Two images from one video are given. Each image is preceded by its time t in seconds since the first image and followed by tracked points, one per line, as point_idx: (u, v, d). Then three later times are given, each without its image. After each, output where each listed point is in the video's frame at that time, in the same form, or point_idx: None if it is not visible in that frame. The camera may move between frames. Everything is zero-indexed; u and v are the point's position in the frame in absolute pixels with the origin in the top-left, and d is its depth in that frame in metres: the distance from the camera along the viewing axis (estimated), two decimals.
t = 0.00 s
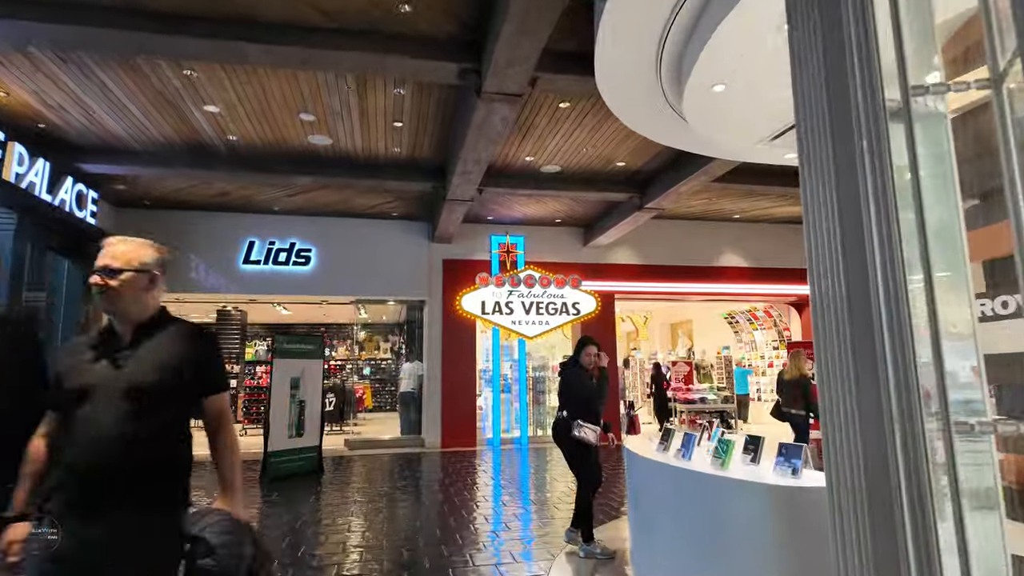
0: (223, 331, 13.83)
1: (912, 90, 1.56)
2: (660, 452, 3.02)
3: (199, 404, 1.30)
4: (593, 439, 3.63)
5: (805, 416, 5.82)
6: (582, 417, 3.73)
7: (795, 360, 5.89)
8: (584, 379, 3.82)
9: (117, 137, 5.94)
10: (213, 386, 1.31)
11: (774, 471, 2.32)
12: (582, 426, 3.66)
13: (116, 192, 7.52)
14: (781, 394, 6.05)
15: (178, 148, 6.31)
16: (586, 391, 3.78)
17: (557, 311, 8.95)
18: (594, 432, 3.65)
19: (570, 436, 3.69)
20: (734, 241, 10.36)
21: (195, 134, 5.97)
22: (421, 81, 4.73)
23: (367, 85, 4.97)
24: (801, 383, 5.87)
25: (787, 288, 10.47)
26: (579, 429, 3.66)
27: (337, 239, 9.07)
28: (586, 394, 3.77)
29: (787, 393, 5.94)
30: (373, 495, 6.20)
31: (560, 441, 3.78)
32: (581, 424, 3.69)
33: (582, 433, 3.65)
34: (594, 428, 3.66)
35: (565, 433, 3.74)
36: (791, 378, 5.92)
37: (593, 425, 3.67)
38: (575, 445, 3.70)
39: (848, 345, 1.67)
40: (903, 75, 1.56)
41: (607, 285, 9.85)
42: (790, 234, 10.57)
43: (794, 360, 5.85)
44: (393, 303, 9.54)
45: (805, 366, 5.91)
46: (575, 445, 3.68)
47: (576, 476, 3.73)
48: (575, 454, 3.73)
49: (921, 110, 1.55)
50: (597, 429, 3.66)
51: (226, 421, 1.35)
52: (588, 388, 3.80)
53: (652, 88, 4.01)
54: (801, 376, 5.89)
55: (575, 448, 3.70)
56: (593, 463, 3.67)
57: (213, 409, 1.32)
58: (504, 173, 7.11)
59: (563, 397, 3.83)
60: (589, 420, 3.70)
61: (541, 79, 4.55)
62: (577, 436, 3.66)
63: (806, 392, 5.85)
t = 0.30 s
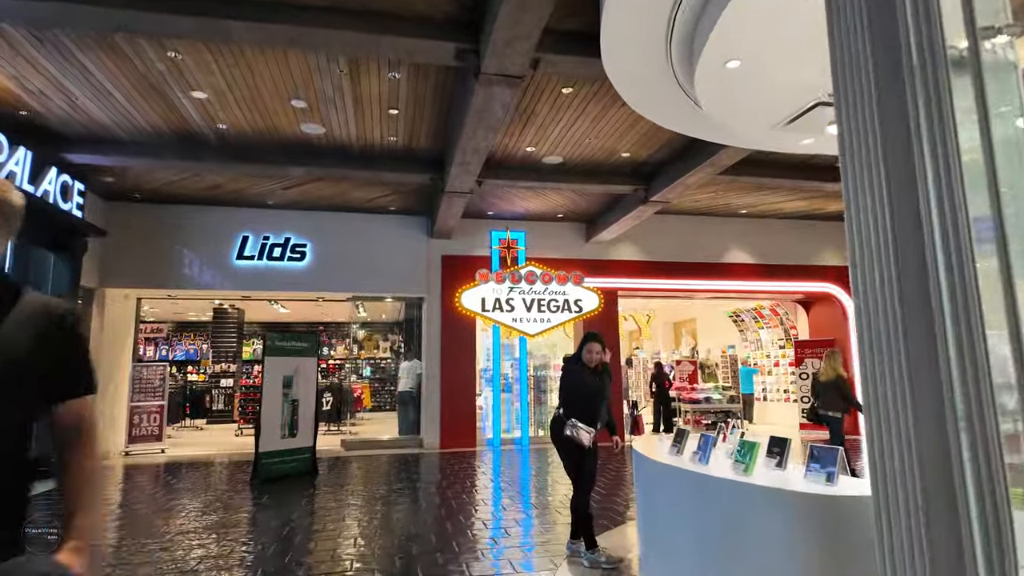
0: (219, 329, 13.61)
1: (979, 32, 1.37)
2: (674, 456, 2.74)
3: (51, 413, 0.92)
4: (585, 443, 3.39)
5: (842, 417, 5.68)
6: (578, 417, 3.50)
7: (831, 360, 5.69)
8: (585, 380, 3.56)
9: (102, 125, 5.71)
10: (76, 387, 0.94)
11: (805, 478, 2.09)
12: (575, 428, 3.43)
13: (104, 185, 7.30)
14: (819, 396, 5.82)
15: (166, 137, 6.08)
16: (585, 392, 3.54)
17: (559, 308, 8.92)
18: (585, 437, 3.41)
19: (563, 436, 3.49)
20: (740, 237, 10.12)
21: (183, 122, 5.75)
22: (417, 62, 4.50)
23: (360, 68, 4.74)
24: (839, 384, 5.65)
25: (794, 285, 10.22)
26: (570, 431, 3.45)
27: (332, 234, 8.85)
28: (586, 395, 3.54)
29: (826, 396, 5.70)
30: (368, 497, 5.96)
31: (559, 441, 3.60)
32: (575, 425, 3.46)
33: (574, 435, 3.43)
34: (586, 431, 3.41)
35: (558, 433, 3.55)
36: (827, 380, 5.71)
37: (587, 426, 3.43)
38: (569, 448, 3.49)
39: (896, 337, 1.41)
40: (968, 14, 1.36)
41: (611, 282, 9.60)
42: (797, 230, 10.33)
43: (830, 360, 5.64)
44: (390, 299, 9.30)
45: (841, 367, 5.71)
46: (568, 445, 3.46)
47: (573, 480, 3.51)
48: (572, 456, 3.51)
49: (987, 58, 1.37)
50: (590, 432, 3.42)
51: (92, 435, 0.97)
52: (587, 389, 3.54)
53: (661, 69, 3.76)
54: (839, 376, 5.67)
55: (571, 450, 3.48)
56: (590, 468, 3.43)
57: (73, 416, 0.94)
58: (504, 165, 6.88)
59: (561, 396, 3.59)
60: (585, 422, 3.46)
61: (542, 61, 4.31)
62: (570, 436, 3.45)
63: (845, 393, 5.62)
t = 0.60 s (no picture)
0: (217, 327, 13.43)
1: None
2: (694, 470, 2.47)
3: None
4: (583, 450, 3.13)
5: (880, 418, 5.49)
6: (578, 422, 3.23)
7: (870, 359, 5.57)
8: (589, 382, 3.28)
9: (86, 113, 5.48)
10: None
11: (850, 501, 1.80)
12: (573, 434, 3.17)
13: (93, 179, 7.06)
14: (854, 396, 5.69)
15: (154, 128, 5.84)
16: (587, 395, 3.27)
17: (562, 308, 8.72)
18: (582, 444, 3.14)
19: (560, 442, 3.23)
20: (749, 234, 9.84)
21: (171, 112, 5.51)
22: (412, 44, 4.25)
23: (353, 53, 4.50)
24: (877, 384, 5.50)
25: (804, 284, 9.96)
26: (566, 436, 3.19)
27: (329, 231, 8.60)
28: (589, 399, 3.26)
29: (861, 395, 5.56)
30: (364, 502, 5.73)
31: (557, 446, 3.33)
32: (574, 430, 3.20)
33: (571, 441, 3.17)
34: (585, 438, 3.15)
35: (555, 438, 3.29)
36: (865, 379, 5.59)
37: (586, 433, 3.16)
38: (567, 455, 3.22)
39: (977, 343, 1.14)
40: None
41: (615, 281, 9.33)
42: (807, 228, 10.07)
43: (870, 358, 5.54)
44: (388, 298, 9.06)
45: (880, 368, 5.58)
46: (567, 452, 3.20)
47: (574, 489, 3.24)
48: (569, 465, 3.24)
49: None
50: (589, 439, 3.15)
51: None
52: (589, 392, 3.27)
53: (675, 51, 3.47)
54: (877, 377, 5.53)
55: (570, 458, 3.21)
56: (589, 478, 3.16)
57: None
58: (505, 159, 6.62)
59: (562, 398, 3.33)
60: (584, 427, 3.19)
61: (547, 43, 4.06)
62: (567, 441, 3.19)
63: (882, 394, 5.46)
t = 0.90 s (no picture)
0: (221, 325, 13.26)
1: None
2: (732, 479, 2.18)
3: None
4: (598, 457, 2.82)
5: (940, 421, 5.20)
6: (590, 424, 2.91)
7: (927, 358, 5.22)
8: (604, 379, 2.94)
9: (78, 98, 5.26)
10: None
11: (932, 520, 1.54)
12: (587, 440, 2.85)
13: (90, 170, 6.86)
14: (911, 396, 5.42)
15: (149, 115, 5.63)
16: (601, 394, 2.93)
17: (572, 305, 8.47)
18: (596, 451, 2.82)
19: (571, 446, 2.91)
20: (764, 230, 9.54)
21: (166, 97, 5.29)
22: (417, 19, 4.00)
23: (354, 31, 4.25)
24: (937, 385, 5.20)
25: (821, 282, 9.66)
26: (578, 442, 2.87)
27: (332, 225, 8.38)
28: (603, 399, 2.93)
29: (918, 395, 5.30)
30: (367, 504, 5.50)
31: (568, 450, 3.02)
32: (587, 434, 2.88)
33: (584, 447, 2.84)
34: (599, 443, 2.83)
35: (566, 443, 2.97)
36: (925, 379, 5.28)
37: (600, 437, 2.84)
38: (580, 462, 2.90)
39: None
40: None
41: (627, 278, 9.05)
42: (825, 223, 9.76)
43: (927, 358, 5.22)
44: (393, 295, 8.83)
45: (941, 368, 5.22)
46: (579, 458, 2.88)
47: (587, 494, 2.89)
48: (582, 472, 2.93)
49: None
50: (605, 443, 2.84)
51: None
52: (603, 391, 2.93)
53: (700, 25, 3.17)
54: (936, 377, 5.20)
55: (583, 464, 2.89)
56: (604, 485, 2.86)
57: None
58: (514, 149, 6.37)
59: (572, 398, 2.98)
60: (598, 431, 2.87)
61: (561, 18, 3.80)
62: (579, 446, 2.87)
63: (940, 394, 5.18)
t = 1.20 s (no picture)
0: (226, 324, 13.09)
1: None
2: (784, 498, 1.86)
3: None
4: (622, 475, 2.28)
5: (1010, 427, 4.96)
6: (611, 438, 2.40)
7: (993, 361, 5.05)
8: (625, 383, 2.47)
9: (72, 87, 5.04)
10: None
11: None
12: (608, 455, 2.32)
13: (88, 164, 6.66)
14: (974, 400, 5.17)
15: (147, 106, 5.41)
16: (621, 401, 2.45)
17: (584, 304, 8.20)
18: (619, 469, 2.29)
19: (590, 465, 2.41)
20: (783, 226, 9.23)
21: (164, 86, 5.06)
22: None
23: (359, 12, 4.01)
24: (1006, 390, 4.97)
25: (842, 279, 9.33)
26: (597, 459, 2.35)
27: (338, 221, 8.15)
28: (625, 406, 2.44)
29: (983, 399, 5.07)
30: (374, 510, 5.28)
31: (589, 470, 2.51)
32: (608, 449, 2.36)
33: (604, 465, 2.32)
34: (621, 459, 2.29)
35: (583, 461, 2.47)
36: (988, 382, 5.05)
37: (624, 452, 2.30)
38: (601, 484, 2.38)
39: None
40: None
41: (642, 275, 8.77)
42: (846, 219, 9.43)
43: (993, 359, 5.03)
44: (400, 293, 8.60)
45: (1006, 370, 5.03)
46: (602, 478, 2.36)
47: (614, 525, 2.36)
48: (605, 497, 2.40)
49: None
50: (629, 459, 2.30)
51: None
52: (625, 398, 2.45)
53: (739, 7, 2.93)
54: (1005, 380, 5.00)
55: (604, 485, 2.38)
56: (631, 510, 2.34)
57: None
58: (526, 140, 6.11)
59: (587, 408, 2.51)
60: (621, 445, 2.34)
61: None
62: (600, 463, 2.34)
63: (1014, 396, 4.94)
